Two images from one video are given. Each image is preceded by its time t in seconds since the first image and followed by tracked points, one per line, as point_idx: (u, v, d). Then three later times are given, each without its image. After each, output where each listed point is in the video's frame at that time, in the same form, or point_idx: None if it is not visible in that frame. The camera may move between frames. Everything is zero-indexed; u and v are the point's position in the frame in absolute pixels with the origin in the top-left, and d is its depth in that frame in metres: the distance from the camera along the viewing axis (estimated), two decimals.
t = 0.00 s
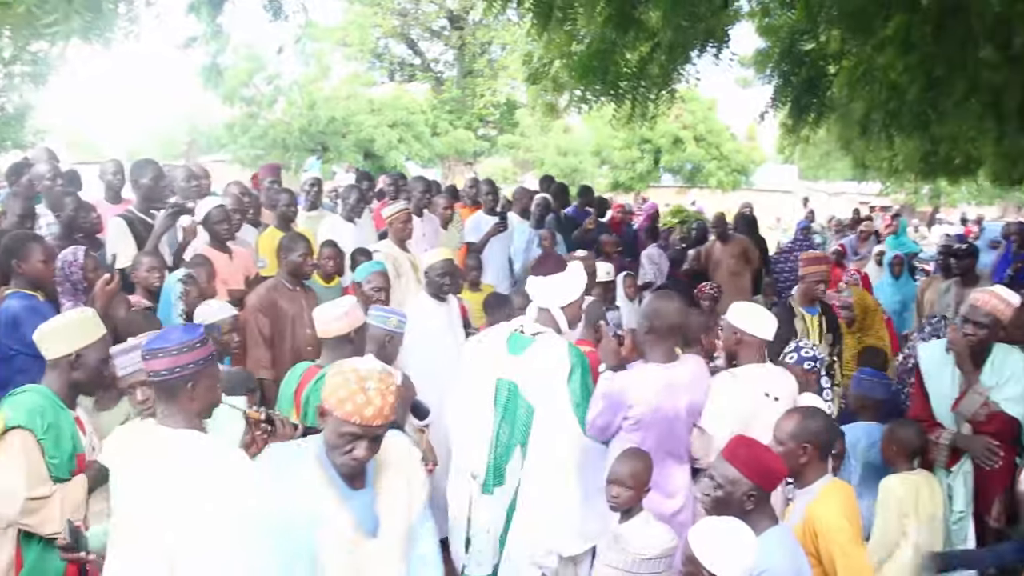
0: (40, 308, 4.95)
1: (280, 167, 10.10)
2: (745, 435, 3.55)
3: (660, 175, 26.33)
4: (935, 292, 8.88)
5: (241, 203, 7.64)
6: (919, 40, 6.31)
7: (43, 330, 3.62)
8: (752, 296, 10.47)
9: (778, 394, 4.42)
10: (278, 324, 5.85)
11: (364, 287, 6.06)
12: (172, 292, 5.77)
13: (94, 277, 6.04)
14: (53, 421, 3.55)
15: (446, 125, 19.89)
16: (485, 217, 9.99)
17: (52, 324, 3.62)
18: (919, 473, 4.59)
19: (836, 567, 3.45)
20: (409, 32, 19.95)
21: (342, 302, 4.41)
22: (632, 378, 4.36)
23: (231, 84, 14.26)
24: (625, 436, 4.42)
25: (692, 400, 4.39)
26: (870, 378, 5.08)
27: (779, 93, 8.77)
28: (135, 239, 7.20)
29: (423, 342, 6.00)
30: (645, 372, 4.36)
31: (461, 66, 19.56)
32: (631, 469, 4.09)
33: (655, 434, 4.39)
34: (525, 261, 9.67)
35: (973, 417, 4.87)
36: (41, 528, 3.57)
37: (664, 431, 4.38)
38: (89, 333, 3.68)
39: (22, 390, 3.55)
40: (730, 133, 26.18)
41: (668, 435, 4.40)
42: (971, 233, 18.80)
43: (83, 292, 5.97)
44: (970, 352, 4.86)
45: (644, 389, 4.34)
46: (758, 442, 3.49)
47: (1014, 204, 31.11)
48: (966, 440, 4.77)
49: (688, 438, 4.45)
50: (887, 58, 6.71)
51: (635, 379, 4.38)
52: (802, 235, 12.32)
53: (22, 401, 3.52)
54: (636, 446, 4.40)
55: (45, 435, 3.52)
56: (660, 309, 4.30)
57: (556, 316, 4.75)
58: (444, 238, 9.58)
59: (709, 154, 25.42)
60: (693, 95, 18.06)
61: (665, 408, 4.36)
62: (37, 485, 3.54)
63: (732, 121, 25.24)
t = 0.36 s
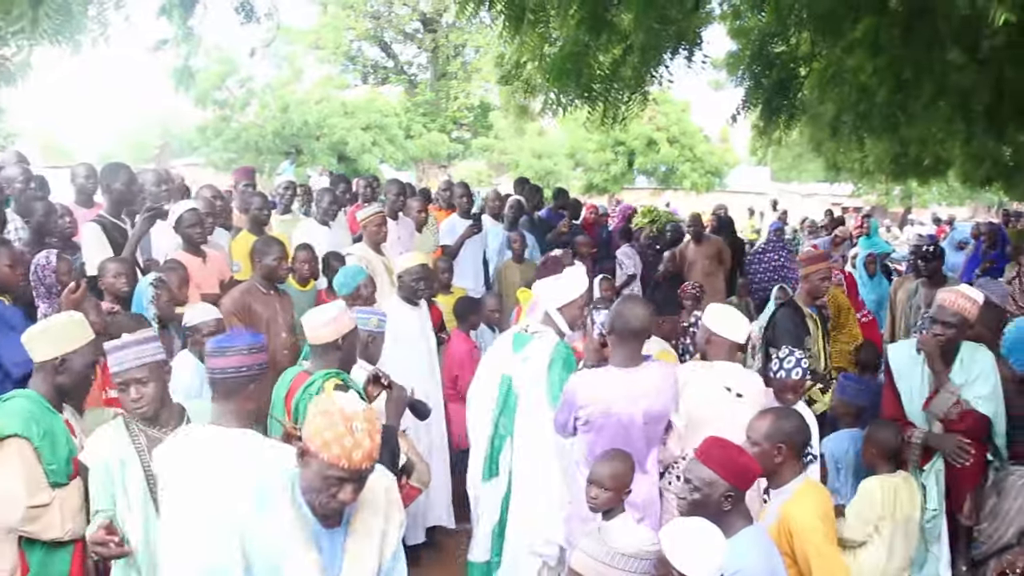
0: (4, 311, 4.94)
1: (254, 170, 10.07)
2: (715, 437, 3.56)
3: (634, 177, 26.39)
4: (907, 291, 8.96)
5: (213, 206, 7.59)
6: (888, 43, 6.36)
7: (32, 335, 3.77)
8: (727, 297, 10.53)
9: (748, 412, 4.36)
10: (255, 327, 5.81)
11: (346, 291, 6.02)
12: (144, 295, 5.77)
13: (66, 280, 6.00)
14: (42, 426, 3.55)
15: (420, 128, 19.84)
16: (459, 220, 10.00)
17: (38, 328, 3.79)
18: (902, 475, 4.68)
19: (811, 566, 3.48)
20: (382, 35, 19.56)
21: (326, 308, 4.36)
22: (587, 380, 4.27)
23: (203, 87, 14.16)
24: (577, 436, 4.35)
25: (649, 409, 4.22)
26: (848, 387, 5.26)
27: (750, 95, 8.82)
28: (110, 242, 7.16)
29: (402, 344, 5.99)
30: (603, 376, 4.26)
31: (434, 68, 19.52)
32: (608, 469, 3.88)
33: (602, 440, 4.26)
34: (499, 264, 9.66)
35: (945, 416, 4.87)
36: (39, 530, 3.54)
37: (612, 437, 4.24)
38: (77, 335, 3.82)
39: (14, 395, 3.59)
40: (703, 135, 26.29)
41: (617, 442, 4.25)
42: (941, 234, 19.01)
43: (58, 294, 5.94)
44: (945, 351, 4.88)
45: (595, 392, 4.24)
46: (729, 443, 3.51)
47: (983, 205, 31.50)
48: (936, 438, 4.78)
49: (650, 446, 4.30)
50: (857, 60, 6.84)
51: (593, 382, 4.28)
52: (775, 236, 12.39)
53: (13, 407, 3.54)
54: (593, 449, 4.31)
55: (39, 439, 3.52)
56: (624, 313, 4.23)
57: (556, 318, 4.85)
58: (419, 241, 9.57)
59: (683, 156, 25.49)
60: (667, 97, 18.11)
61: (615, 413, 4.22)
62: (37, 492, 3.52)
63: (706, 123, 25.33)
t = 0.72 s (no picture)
0: None
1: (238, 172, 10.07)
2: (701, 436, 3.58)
3: (619, 176, 26.45)
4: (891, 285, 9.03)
5: (198, 207, 7.60)
6: (868, 45, 6.28)
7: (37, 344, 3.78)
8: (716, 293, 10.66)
9: (730, 412, 4.39)
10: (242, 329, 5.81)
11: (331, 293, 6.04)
12: (126, 296, 5.76)
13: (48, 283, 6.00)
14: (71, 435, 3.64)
15: (405, 128, 19.82)
16: (443, 219, 9.99)
17: (40, 338, 3.80)
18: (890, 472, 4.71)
19: (798, 563, 3.49)
20: (366, 36, 19.82)
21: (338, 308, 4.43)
22: (562, 378, 4.26)
23: (187, 88, 14.14)
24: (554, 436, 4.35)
25: (621, 411, 4.18)
26: (849, 390, 5.29)
27: (733, 93, 8.86)
28: (94, 244, 7.16)
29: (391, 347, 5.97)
30: (578, 376, 4.25)
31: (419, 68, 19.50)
32: (602, 468, 3.81)
33: (575, 441, 4.24)
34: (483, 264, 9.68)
35: (941, 412, 4.97)
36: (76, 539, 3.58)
37: (582, 439, 4.20)
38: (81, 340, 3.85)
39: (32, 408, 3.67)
40: (688, 134, 26.41)
41: (588, 445, 4.21)
42: (924, 231, 19.14)
43: (40, 296, 5.94)
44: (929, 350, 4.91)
45: (567, 393, 4.23)
46: (713, 442, 3.52)
47: (966, 202, 31.70)
48: (919, 434, 4.83)
49: (628, 448, 4.25)
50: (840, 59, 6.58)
51: (565, 383, 4.26)
52: (761, 235, 12.44)
53: (36, 418, 3.63)
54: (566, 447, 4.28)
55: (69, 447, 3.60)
56: (600, 314, 4.24)
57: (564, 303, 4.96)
58: (404, 242, 9.57)
59: (668, 155, 25.44)
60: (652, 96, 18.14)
61: (586, 415, 4.20)
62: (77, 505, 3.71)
63: (691, 122, 25.40)
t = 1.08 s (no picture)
0: None
1: (237, 173, 10.08)
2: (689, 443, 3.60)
3: (619, 177, 26.44)
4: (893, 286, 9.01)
5: (197, 210, 7.59)
6: (868, 47, 6.26)
7: (78, 347, 3.75)
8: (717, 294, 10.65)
9: (727, 419, 4.38)
10: (242, 332, 5.79)
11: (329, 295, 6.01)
12: (127, 299, 5.76)
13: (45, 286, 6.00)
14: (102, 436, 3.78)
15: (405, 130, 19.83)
16: (440, 221, 9.98)
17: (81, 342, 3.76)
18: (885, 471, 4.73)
19: (798, 564, 3.49)
20: (366, 37, 19.92)
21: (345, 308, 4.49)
22: (553, 383, 4.31)
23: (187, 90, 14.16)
24: (551, 440, 4.38)
25: (612, 417, 4.18)
26: (844, 396, 5.28)
27: (733, 95, 8.86)
28: (93, 246, 7.16)
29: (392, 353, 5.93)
30: (569, 381, 4.27)
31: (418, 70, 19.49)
32: (604, 472, 3.81)
33: (567, 444, 4.26)
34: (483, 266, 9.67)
35: (948, 417, 4.94)
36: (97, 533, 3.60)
37: (573, 442, 4.23)
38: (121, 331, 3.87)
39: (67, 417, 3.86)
40: (688, 135, 26.40)
41: (581, 448, 4.23)
42: (925, 232, 19.10)
43: (37, 298, 5.94)
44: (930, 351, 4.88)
45: (560, 397, 4.26)
46: (699, 447, 3.55)
47: (968, 202, 31.63)
48: (919, 435, 4.81)
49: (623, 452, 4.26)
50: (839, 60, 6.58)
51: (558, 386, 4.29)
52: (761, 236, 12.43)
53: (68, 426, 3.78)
54: (560, 452, 4.30)
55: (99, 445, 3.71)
56: (592, 319, 4.25)
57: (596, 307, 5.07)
58: (404, 243, 9.56)
59: (667, 155, 25.20)
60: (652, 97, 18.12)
61: (577, 420, 4.21)
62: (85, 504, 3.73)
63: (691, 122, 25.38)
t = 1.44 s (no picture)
0: None
1: (207, 175, 10.00)
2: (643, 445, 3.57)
3: (591, 178, 26.57)
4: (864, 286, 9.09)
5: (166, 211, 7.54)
6: (838, 49, 6.34)
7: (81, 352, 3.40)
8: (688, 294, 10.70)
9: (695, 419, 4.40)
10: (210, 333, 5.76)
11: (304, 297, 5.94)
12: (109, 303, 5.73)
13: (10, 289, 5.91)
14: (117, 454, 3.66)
15: (379, 131, 19.85)
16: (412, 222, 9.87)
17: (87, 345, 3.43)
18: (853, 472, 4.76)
19: (765, 561, 3.51)
20: (339, 38, 19.91)
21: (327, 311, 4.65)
22: (518, 389, 4.33)
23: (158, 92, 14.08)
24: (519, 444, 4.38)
25: (578, 419, 4.20)
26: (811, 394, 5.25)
27: (705, 98, 8.92)
28: (60, 248, 7.08)
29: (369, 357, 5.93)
30: (538, 385, 4.29)
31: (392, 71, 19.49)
32: (572, 475, 3.81)
33: (535, 448, 4.25)
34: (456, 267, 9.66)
35: (915, 419, 4.97)
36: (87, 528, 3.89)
37: (540, 445, 4.22)
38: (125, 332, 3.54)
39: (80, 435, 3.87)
40: (660, 137, 26.60)
41: (547, 452, 4.22)
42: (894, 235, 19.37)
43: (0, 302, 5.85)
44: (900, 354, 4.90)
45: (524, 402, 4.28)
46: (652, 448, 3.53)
47: (934, 205, 32.12)
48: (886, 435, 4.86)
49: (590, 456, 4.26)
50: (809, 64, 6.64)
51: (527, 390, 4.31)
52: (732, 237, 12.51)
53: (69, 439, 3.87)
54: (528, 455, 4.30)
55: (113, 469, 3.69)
56: (561, 323, 4.33)
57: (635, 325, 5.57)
58: (376, 245, 9.53)
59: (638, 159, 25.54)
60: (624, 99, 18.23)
61: (544, 423, 4.22)
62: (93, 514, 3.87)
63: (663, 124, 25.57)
